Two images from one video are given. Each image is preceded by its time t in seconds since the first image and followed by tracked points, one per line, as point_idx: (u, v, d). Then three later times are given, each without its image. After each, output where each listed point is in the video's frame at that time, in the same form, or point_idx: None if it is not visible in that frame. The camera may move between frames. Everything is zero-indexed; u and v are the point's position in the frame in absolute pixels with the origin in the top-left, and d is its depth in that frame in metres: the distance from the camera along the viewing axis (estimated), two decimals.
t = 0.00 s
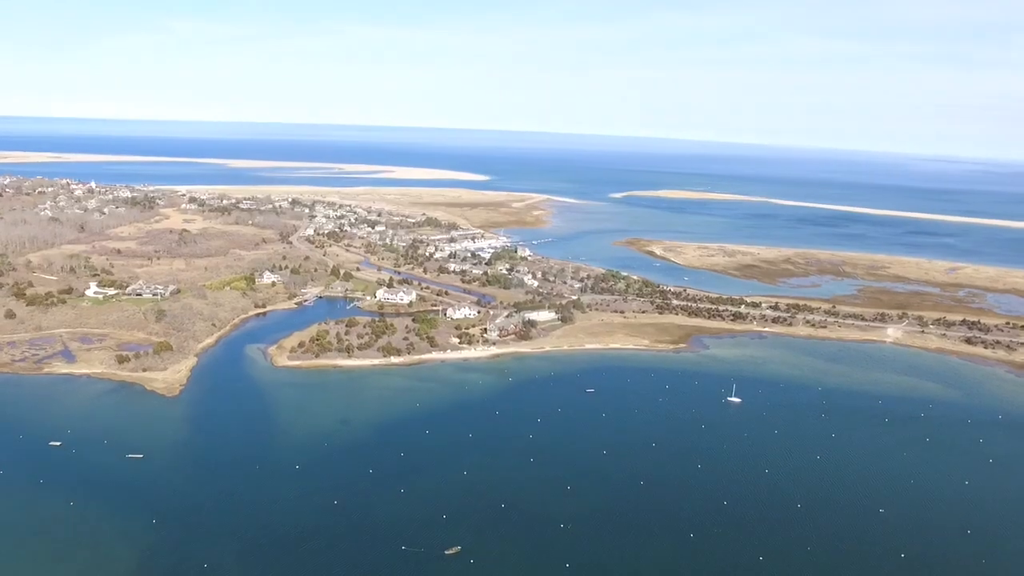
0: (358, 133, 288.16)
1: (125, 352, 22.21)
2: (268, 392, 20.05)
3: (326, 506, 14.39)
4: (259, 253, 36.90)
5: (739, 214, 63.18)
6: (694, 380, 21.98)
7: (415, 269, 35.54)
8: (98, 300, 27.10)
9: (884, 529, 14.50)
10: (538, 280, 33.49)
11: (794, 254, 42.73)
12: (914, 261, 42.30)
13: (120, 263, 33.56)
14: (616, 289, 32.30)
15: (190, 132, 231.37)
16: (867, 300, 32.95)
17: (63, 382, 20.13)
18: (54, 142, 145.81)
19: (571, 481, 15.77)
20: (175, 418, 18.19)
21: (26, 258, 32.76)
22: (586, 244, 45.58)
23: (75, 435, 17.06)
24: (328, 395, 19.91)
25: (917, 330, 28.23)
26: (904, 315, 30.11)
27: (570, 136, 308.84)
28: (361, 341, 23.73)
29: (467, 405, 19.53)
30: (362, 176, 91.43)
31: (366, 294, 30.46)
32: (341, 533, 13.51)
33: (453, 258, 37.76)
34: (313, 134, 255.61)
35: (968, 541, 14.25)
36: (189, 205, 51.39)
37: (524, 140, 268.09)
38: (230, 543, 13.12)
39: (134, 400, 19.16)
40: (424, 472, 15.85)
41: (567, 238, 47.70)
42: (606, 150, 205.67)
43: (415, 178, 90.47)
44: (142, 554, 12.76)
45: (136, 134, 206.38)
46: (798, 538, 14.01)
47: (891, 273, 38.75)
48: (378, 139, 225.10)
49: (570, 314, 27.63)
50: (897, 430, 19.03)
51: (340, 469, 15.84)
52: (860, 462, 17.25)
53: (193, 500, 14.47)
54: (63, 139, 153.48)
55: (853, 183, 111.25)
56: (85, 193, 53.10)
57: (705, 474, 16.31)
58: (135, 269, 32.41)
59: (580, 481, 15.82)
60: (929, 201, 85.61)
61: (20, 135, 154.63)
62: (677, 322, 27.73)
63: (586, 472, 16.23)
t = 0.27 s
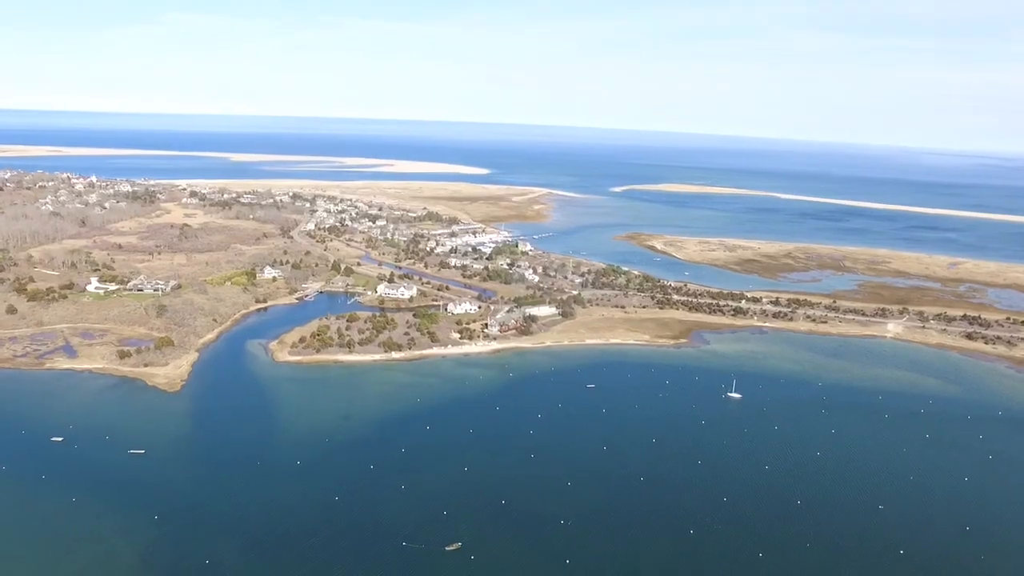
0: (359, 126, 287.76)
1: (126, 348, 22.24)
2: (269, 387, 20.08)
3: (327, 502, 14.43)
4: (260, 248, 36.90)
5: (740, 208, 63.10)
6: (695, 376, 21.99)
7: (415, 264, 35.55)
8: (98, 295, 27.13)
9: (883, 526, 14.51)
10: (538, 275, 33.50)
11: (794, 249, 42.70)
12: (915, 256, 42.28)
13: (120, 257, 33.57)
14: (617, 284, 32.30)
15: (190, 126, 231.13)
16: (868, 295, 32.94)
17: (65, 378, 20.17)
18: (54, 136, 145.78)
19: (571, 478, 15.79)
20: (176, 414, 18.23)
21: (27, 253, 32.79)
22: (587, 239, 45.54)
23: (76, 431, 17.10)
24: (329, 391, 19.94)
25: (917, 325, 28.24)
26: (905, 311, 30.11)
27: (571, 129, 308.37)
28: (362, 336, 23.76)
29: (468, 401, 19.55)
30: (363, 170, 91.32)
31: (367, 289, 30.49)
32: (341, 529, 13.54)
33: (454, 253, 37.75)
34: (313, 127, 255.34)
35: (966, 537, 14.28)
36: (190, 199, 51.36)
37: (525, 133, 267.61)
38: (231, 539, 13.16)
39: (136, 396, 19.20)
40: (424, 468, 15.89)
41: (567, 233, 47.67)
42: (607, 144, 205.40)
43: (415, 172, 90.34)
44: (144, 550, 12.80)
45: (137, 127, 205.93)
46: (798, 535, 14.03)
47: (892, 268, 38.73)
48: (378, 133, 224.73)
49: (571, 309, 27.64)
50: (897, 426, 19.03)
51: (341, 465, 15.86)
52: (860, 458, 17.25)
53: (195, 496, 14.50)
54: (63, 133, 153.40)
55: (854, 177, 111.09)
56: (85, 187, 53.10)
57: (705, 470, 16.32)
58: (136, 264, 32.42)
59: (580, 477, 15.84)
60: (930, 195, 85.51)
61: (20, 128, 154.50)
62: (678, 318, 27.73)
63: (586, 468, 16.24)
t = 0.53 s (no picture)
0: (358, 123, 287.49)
1: (126, 347, 22.25)
2: (269, 387, 20.10)
3: (326, 502, 14.44)
4: (260, 246, 36.90)
5: (740, 206, 63.08)
6: (694, 376, 22.00)
7: (415, 263, 35.56)
8: (98, 294, 27.13)
9: (882, 526, 14.51)
10: (538, 274, 33.50)
11: (794, 247, 42.69)
12: (915, 254, 42.29)
13: (120, 256, 33.57)
14: (617, 283, 32.31)
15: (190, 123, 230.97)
16: (868, 294, 32.95)
17: (65, 378, 20.18)
18: (54, 133, 145.83)
19: (571, 478, 15.79)
20: (176, 414, 18.23)
21: (27, 252, 32.79)
22: (586, 237, 45.52)
23: (76, 431, 17.11)
24: (329, 391, 19.94)
25: (917, 324, 28.26)
26: (904, 310, 30.13)
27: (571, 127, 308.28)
28: (361, 336, 23.77)
29: (467, 401, 19.57)
30: (363, 168, 91.31)
31: (367, 289, 30.48)
32: (341, 530, 13.54)
33: (454, 252, 37.75)
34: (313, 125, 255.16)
35: (965, 537, 14.29)
36: (190, 197, 51.35)
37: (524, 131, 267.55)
38: (231, 540, 13.17)
39: (135, 396, 19.22)
40: (423, 468, 15.91)
41: (567, 231, 47.67)
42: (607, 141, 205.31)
43: (415, 170, 90.29)
44: (144, 551, 12.81)
45: (136, 125, 205.71)
46: (797, 535, 14.04)
47: (892, 266, 38.73)
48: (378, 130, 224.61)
49: (570, 308, 27.65)
50: (896, 426, 19.03)
51: (340, 466, 15.87)
52: (859, 458, 17.26)
53: (195, 497, 14.51)
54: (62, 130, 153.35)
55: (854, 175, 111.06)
56: (85, 185, 53.06)
57: (703, 470, 16.33)
58: (136, 263, 32.43)
59: (580, 478, 15.85)
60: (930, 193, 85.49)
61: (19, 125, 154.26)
62: (677, 317, 27.73)
63: (585, 468, 16.25)
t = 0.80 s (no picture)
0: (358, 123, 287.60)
1: (125, 349, 22.25)
2: (269, 389, 20.13)
3: (326, 505, 14.45)
4: (260, 248, 36.92)
5: (739, 207, 63.10)
6: (693, 378, 22.04)
7: (415, 264, 35.57)
8: (98, 296, 27.14)
9: (881, 530, 14.47)
10: (537, 275, 33.52)
11: (793, 248, 42.73)
12: (914, 255, 42.33)
13: (119, 258, 33.56)
14: (616, 284, 32.34)
15: (189, 123, 231.01)
16: (867, 295, 32.98)
17: (64, 380, 20.19)
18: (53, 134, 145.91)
19: (570, 481, 15.80)
20: (175, 417, 18.24)
21: (26, 253, 32.80)
22: (586, 238, 45.54)
23: (75, 434, 17.11)
24: (328, 393, 19.95)
25: (916, 326, 28.30)
26: (903, 311, 30.15)
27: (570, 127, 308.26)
28: (361, 338, 23.79)
29: (467, 403, 19.59)
30: (362, 169, 91.30)
31: (366, 290, 30.50)
32: (340, 533, 13.54)
33: (453, 253, 37.78)
34: (312, 125, 255.13)
35: (964, 540, 14.27)
36: (189, 198, 51.38)
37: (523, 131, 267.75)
38: (230, 543, 13.17)
39: (135, 398, 19.23)
40: (423, 471, 15.91)
41: (566, 232, 47.69)
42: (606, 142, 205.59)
43: (415, 171, 90.32)
44: (144, 554, 12.81)
45: (135, 125, 205.64)
46: (796, 539, 14.02)
47: (891, 268, 38.76)
48: (378, 130, 225.07)
49: (570, 310, 27.67)
50: (895, 429, 19.04)
51: (340, 468, 15.86)
52: (856, 461, 17.26)
53: (195, 500, 14.52)
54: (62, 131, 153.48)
55: (853, 175, 111.17)
56: (84, 186, 53.08)
57: (702, 473, 16.34)
58: (135, 264, 32.45)
59: (579, 480, 15.86)
60: (929, 193, 85.55)
61: (19, 126, 154.53)
62: (677, 318, 27.75)
63: (585, 471, 16.25)
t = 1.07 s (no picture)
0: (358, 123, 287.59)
1: (125, 352, 22.27)
2: (269, 392, 20.13)
3: (326, 508, 14.44)
4: (260, 249, 36.94)
5: (739, 208, 63.08)
6: (693, 380, 22.04)
7: (415, 265, 35.59)
8: (98, 298, 27.15)
9: (880, 533, 14.46)
10: (537, 277, 33.54)
11: (793, 249, 42.74)
12: (914, 256, 42.34)
13: (119, 259, 33.57)
14: (615, 286, 32.37)
15: (188, 123, 231.08)
16: (866, 297, 32.99)
17: (64, 382, 20.20)
18: (53, 133, 145.95)
19: (570, 484, 15.80)
20: (175, 419, 18.24)
21: (26, 255, 32.82)
22: (586, 239, 45.55)
23: (75, 437, 17.11)
24: (328, 396, 19.96)
25: (915, 327, 28.32)
26: (903, 313, 30.18)
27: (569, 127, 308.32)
28: (361, 340, 23.80)
29: (467, 405, 19.61)
30: (361, 169, 91.29)
31: (366, 292, 30.53)
32: (340, 536, 13.53)
33: (453, 254, 37.80)
34: (312, 125, 255.16)
35: (963, 543, 14.27)
36: (189, 199, 51.40)
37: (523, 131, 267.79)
38: (230, 546, 13.17)
39: (135, 401, 19.24)
40: (422, 474, 15.90)
41: (566, 233, 47.70)
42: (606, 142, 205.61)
43: (414, 171, 90.34)
44: (144, 556, 12.82)
45: (135, 126, 205.54)
46: (795, 542, 14.01)
47: (891, 269, 38.76)
48: (378, 130, 225.23)
49: (569, 312, 27.69)
50: (895, 431, 19.02)
51: (340, 471, 15.86)
52: (856, 463, 17.25)
53: (195, 503, 14.51)
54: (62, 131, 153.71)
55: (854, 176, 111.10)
56: (84, 187, 53.11)
57: (702, 475, 16.33)
58: (135, 266, 32.48)
59: (579, 483, 15.85)
60: (929, 193, 85.53)
61: (19, 126, 154.60)
62: (676, 320, 27.77)
63: (584, 474, 16.23)
